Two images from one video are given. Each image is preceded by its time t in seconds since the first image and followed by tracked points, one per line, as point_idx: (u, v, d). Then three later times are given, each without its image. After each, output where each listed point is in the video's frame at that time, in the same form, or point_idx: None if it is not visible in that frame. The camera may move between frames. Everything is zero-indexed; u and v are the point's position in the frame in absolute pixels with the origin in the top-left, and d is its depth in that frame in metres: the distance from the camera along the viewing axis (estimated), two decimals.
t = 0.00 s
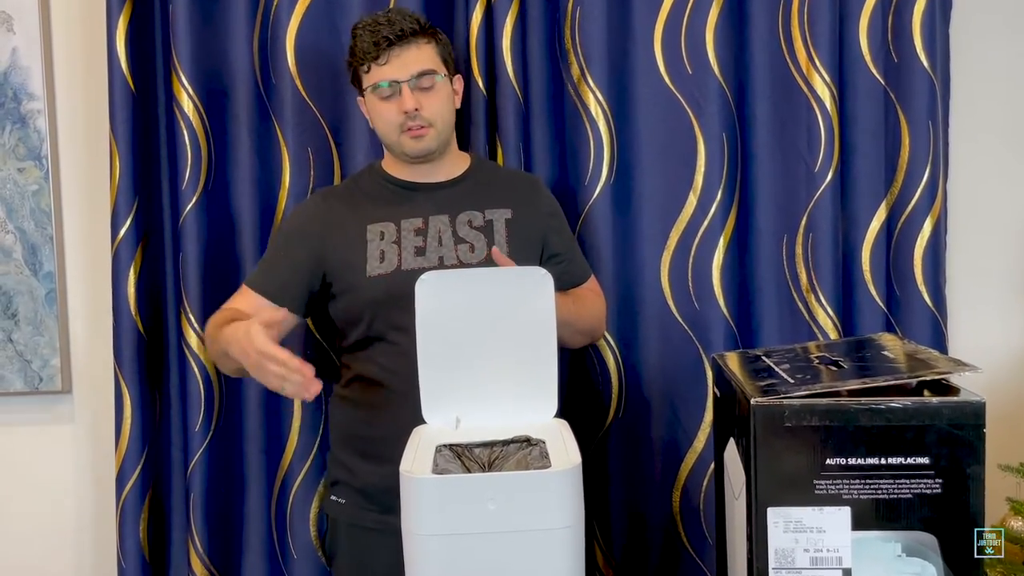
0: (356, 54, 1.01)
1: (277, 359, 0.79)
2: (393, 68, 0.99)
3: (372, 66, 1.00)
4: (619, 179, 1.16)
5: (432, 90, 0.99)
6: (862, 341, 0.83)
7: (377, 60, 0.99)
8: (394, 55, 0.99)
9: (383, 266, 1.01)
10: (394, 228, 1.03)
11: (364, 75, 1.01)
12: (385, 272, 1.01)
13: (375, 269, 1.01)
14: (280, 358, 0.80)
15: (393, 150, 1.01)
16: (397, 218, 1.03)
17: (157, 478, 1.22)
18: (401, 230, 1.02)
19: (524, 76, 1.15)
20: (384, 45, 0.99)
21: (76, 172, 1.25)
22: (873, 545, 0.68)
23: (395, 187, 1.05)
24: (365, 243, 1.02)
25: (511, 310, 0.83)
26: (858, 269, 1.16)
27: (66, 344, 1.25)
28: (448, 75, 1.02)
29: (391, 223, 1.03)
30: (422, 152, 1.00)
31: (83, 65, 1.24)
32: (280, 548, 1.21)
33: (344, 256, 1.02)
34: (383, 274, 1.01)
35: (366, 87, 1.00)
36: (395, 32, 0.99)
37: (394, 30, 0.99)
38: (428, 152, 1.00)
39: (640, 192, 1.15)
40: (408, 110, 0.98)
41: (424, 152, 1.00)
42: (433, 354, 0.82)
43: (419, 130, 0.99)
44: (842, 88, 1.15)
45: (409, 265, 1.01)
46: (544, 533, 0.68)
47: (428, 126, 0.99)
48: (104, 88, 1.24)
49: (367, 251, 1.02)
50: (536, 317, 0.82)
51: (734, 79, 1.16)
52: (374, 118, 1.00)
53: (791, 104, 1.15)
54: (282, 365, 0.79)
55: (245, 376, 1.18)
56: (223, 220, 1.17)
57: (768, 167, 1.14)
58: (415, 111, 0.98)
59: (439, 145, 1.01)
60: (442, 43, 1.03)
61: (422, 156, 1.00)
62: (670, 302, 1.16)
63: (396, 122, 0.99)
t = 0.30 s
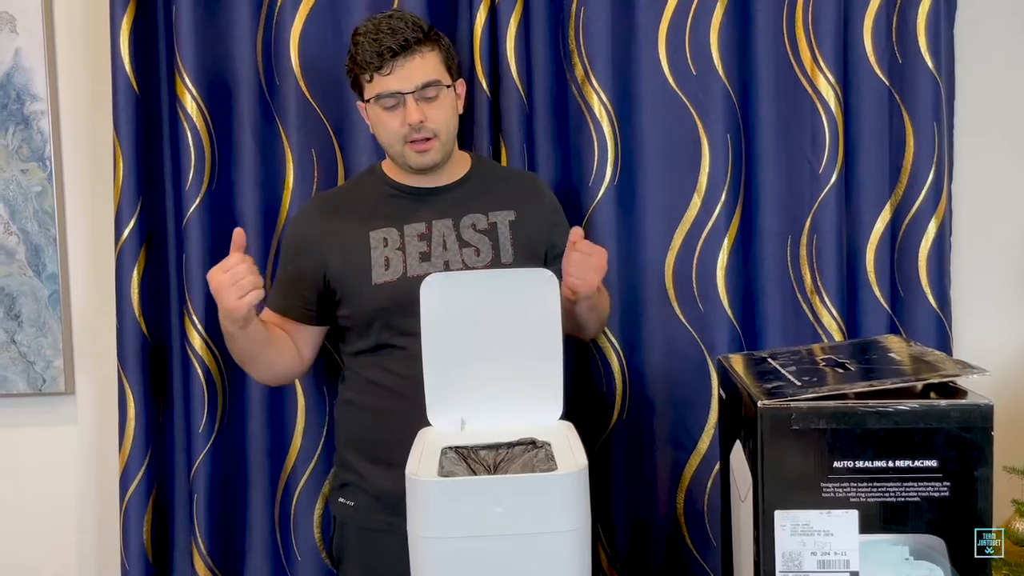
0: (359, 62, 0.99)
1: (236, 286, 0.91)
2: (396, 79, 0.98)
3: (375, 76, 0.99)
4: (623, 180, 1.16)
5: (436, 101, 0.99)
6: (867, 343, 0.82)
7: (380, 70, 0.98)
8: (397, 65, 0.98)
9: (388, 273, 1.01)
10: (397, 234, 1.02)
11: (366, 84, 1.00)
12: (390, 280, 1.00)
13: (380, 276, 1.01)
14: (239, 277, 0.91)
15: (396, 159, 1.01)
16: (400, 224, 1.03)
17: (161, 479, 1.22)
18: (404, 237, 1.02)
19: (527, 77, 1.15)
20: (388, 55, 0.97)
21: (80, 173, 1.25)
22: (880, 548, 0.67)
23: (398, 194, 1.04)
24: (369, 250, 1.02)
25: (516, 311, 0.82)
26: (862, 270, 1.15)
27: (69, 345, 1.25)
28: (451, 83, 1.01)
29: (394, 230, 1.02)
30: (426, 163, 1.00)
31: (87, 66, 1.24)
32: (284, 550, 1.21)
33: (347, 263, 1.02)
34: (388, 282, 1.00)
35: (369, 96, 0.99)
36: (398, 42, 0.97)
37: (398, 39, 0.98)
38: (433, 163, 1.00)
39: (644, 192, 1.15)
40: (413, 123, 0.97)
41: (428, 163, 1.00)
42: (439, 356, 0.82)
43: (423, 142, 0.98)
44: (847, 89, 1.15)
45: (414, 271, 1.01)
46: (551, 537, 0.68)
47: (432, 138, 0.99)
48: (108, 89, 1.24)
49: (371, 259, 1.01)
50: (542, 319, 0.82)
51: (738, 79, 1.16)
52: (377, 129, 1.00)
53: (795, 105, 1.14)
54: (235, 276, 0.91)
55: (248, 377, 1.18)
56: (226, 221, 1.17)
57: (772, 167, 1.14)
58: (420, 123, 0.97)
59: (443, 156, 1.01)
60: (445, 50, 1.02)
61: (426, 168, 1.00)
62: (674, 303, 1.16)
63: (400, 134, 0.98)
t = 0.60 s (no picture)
0: (362, 62, 0.99)
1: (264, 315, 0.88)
2: (401, 79, 0.98)
3: (379, 75, 0.99)
4: (627, 179, 1.16)
5: (440, 100, 0.99)
6: (873, 342, 0.82)
7: (385, 69, 0.98)
8: (402, 65, 0.97)
9: (391, 273, 1.01)
10: (400, 233, 1.02)
11: (371, 83, 1.00)
12: (393, 279, 1.00)
13: (383, 275, 1.00)
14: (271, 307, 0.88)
15: (401, 159, 1.01)
16: (403, 223, 1.02)
17: (163, 479, 1.21)
18: (407, 236, 1.02)
19: (531, 75, 1.14)
20: (392, 55, 0.97)
21: (82, 172, 1.25)
22: (888, 548, 0.67)
23: (401, 194, 1.04)
24: (372, 250, 1.01)
25: (520, 311, 0.82)
26: (867, 269, 1.15)
27: (72, 344, 1.25)
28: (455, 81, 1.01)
29: (397, 229, 1.02)
30: (430, 162, 1.00)
31: (89, 65, 1.24)
32: (286, 550, 1.20)
33: (349, 262, 1.01)
34: (391, 281, 1.00)
35: (374, 96, 0.99)
36: (403, 41, 0.97)
37: (402, 38, 0.97)
38: (437, 163, 1.00)
39: (648, 192, 1.15)
40: (417, 122, 0.97)
41: (432, 163, 1.00)
42: (443, 355, 0.82)
43: (427, 141, 0.98)
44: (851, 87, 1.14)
45: (418, 271, 1.00)
46: (556, 536, 0.67)
47: (436, 137, 0.98)
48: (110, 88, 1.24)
49: (374, 258, 1.01)
50: (546, 318, 0.82)
51: (742, 78, 1.16)
52: (382, 128, 1.00)
53: (799, 104, 1.14)
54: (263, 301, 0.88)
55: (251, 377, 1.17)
56: (229, 221, 1.17)
57: (776, 167, 1.14)
58: (424, 123, 0.97)
59: (447, 155, 1.00)
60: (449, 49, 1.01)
61: (430, 166, 1.00)
62: (678, 303, 1.16)
63: (405, 133, 0.98)
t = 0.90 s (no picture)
0: (384, 44, 0.99)
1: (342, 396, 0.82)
2: (418, 64, 0.97)
3: (397, 59, 0.98)
4: (631, 179, 1.16)
5: (453, 93, 0.99)
6: (878, 342, 0.82)
7: (404, 53, 0.98)
8: (422, 52, 0.98)
9: (391, 270, 1.01)
10: (402, 231, 1.02)
11: (387, 66, 0.99)
12: (394, 278, 1.00)
13: (384, 273, 1.00)
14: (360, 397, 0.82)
15: (403, 146, 1.01)
16: (405, 221, 1.02)
17: (167, 479, 1.21)
18: (409, 234, 1.02)
19: (535, 75, 1.14)
20: (414, 40, 0.97)
21: (86, 172, 1.25)
22: (894, 548, 0.67)
23: (404, 190, 1.04)
24: (373, 247, 1.01)
25: (525, 311, 0.82)
26: (870, 269, 1.15)
27: (76, 344, 1.25)
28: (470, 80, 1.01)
29: (398, 228, 1.02)
30: (432, 153, 0.99)
31: (93, 64, 1.24)
32: (290, 550, 1.20)
33: (350, 260, 1.01)
34: (392, 279, 1.00)
35: (388, 78, 0.99)
36: (428, 29, 0.97)
37: (428, 27, 0.98)
38: (439, 155, 1.00)
39: (652, 191, 1.15)
40: (427, 109, 0.97)
41: (434, 154, 0.99)
42: (449, 355, 0.82)
43: (433, 131, 0.98)
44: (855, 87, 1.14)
45: (418, 269, 1.01)
46: (563, 536, 0.67)
47: (442, 129, 0.98)
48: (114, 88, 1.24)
49: (375, 256, 1.01)
50: (552, 316, 0.82)
51: (746, 77, 1.15)
52: (389, 111, 0.99)
53: (803, 104, 1.14)
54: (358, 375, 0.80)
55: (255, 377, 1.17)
56: (233, 221, 1.17)
57: (780, 166, 1.14)
58: (434, 111, 0.97)
59: (450, 150, 1.00)
60: (469, 49, 1.02)
61: (431, 157, 1.00)
62: (682, 303, 1.15)
63: (412, 119, 0.98)
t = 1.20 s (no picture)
0: (377, 48, 1.00)
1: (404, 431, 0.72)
2: (412, 64, 0.98)
3: (391, 61, 0.99)
4: (634, 179, 1.15)
5: (450, 88, 0.98)
6: (881, 343, 0.81)
7: (396, 55, 0.98)
8: (414, 51, 0.98)
9: (406, 269, 1.00)
10: (415, 231, 1.01)
11: (384, 70, 1.00)
12: (408, 275, 1.00)
13: (398, 271, 1.00)
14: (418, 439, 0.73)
15: (409, 148, 1.01)
16: (415, 220, 1.02)
17: (169, 479, 1.21)
18: (422, 234, 1.01)
19: (538, 74, 1.14)
20: (405, 40, 0.97)
21: (89, 172, 1.25)
22: (900, 549, 0.67)
23: (416, 189, 1.04)
24: (388, 244, 1.00)
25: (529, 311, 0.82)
26: (874, 269, 1.15)
27: (78, 344, 1.25)
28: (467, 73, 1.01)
29: (412, 226, 1.01)
30: (436, 150, 0.99)
31: (95, 64, 1.23)
32: (293, 550, 1.20)
33: (364, 257, 1.00)
34: (406, 277, 1.00)
35: (385, 81, 0.99)
36: (417, 27, 0.97)
37: (417, 25, 0.98)
38: (444, 151, 0.99)
39: (655, 191, 1.15)
40: (426, 107, 0.97)
41: (438, 150, 0.99)
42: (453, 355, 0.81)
43: (434, 128, 0.98)
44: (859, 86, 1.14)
45: (432, 270, 1.00)
46: (566, 536, 0.67)
47: (443, 125, 0.98)
48: (117, 87, 1.24)
49: (389, 253, 1.00)
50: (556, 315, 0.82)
51: (749, 76, 1.15)
52: (391, 114, 1.00)
53: (807, 103, 1.14)
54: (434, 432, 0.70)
55: (258, 377, 1.17)
56: (235, 221, 1.17)
57: (784, 166, 1.14)
58: (432, 108, 0.97)
59: (454, 145, 1.00)
60: (464, 43, 1.02)
61: (436, 154, 1.00)
62: (685, 303, 1.15)
63: (413, 118, 0.98)
